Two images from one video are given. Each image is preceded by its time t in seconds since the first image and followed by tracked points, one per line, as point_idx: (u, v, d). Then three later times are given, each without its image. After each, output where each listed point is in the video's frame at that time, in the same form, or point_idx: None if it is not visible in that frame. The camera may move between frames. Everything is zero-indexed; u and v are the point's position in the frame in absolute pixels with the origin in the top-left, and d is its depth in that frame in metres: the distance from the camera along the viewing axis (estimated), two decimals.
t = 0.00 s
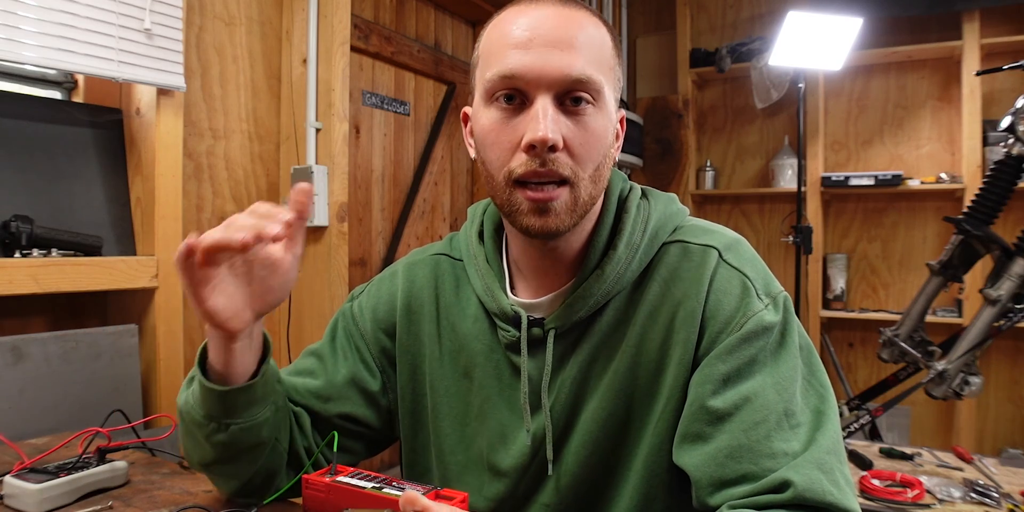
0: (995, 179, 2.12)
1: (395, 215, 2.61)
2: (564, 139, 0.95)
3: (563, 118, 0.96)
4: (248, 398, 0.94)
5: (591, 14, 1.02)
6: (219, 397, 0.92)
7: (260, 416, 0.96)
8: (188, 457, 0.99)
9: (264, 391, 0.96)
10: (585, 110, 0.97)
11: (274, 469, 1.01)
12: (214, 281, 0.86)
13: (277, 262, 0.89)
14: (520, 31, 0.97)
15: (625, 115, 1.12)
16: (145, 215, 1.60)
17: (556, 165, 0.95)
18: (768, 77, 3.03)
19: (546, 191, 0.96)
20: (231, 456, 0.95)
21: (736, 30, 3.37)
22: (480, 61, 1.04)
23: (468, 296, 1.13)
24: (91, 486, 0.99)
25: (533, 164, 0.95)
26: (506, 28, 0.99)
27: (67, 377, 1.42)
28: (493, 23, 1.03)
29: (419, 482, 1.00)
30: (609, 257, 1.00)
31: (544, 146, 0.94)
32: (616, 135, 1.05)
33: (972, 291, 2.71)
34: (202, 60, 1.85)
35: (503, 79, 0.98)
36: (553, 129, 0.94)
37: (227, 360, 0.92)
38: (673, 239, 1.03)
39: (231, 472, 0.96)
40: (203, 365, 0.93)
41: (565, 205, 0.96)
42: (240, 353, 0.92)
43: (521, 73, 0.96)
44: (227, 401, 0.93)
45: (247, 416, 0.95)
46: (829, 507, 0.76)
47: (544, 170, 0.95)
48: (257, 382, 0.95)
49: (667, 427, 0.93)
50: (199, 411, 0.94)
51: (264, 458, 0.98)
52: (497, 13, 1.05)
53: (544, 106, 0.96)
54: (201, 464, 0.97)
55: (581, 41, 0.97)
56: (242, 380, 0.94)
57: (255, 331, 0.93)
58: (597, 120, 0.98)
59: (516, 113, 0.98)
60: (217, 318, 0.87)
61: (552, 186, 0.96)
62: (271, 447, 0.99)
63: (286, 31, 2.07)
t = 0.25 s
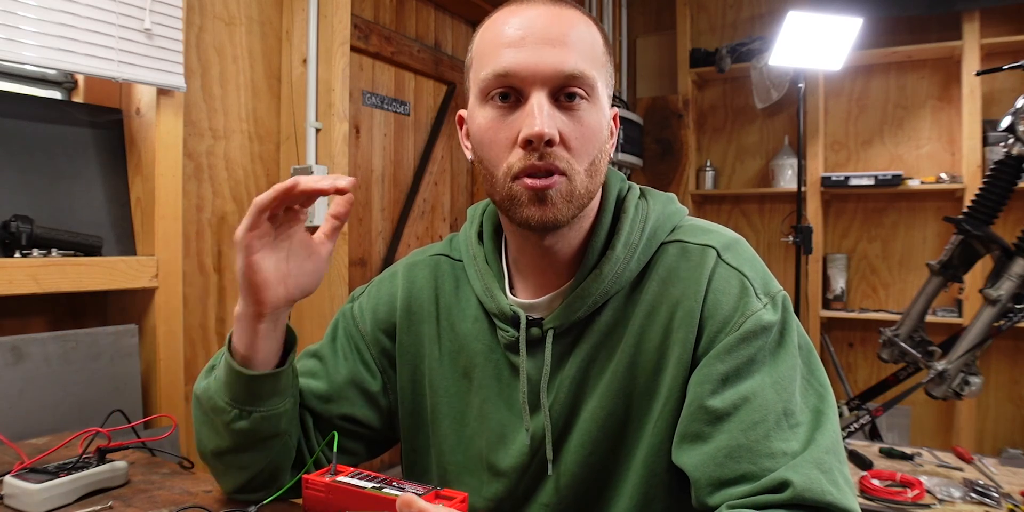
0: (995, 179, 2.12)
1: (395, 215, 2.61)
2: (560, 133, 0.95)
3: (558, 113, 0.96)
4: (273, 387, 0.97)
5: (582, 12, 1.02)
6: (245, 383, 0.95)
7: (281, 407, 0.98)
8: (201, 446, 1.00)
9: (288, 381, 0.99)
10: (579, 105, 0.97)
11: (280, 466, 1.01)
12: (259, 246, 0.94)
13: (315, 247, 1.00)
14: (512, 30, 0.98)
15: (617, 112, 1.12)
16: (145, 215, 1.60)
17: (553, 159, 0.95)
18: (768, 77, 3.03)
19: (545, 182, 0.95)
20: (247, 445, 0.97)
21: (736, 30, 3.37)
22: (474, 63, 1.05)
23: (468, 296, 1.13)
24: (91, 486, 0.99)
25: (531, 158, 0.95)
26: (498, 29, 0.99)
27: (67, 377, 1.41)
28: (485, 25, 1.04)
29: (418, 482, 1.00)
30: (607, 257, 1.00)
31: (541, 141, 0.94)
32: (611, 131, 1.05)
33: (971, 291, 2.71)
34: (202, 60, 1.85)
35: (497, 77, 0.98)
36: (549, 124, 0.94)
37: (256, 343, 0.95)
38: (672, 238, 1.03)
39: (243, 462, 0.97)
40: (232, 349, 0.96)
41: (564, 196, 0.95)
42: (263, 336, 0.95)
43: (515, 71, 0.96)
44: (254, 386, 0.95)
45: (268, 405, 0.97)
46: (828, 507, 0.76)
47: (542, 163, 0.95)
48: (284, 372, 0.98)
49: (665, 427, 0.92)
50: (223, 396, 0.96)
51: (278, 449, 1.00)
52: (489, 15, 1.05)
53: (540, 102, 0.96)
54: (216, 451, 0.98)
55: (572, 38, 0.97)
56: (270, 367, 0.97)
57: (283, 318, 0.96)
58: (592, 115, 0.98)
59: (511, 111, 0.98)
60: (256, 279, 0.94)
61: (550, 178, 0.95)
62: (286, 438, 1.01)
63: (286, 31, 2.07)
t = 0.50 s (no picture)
0: (995, 179, 2.12)
1: (395, 215, 2.61)
2: (563, 138, 0.95)
3: (562, 117, 0.96)
4: (244, 405, 0.94)
5: (589, 14, 1.02)
6: (215, 404, 0.93)
7: (256, 423, 0.96)
8: (184, 462, 0.99)
9: (260, 398, 0.96)
10: (583, 109, 0.97)
11: (269, 474, 1.01)
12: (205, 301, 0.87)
13: (272, 284, 0.89)
14: (518, 31, 0.97)
15: (622, 115, 1.12)
16: (145, 215, 1.60)
17: (555, 164, 0.95)
18: (768, 77, 3.03)
19: (546, 191, 0.96)
20: (227, 461, 0.95)
21: (736, 30, 3.37)
22: (478, 62, 1.04)
23: (466, 296, 1.13)
24: (91, 486, 0.99)
25: (533, 163, 0.95)
26: (504, 28, 0.99)
27: (67, 377, 1.42)
28: (491, 24, 1.04)
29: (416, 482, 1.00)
30: (604, 257, 1.00)
31: (543, 145, 0.94)
32: (613, 135, 1.05)
33: (972, 291, 2.71)
34: (202, 60, 1.85)
35: (502, 78, 0.98)
36: (552, 128, 0.94)
37: (221, 369, 0.92)
38: (668, 239, 1.03)
39: (226, 478, 0.96)
40: (198, 374, 0.94)
41: (565, 203, 0.96)
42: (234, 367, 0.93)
43: (519, 72, 0.96)
44: (224, 407, 0.93)
45: (243, 423, 0.95)
46: (826, 507, 0.76)
47: (543, 169, 0.95)
48: (252, 392, 0.95)
49: (662, 427, 0.92)
50: (194, 418, 0.94)
51: (259, 464, 0.98)
52: (495, 14, 1.05)
53: (543, 105, 0.96)
54: (196, 469, 0.96)
55: (578, 41, 0.97)
56: (235, 390, 0.94)
57: (247, 343, 0.93)
58: (595, 119, 0.98)
59: (515, 113, 0.98)
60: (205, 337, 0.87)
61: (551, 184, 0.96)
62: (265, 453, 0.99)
63: (286, 31, 2.07)
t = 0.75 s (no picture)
0: (994, 179, 2.12)
1: (395, 216, 2.61)
2: (562, 139, 0.95)
3: (561, 119, 0.96)
4: (271, 392, 0.97)
5: (590, 14, 1.02)
6: (244, 388, 0.95)
7: (279, 411, 0.98)
8: (198, 449, 1.00)
9: (286, 386, 0.99)
10: (582, 111, 0.97)
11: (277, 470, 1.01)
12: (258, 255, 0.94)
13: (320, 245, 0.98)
14: (518, 32, 0.97)
15: (623, 116, 1.12)
16: (145, 215, 1.60)
17: (554, 165, 0.95)
18: (768, 77, 3.03)
19: (544, 190, 0.95)
20: (246, 449, 0.97)
21: (736, 30, 3.37)
22: (478, 63, 1.04)
23: (466, 297, 1.13)
24: (91, 486, 0.99)
25: (531, 164, 0.95)
26: (504, 30, 0.99)
27: (67, 377, 1.42)
28: (491, 25, 1.04)
29: (417, 484, 1.00)
30: (606, 259, 1.00)
31: (542, 147, 0.94)
32: (614, 136, 1.05)
33: (972, 291, 2.71)
34: (202, 60, 1.85)
35: (501, 80, 0.98)
36: (551, 130, 0.94)
37: (255, 350, 0.95)
38: (670, 240, 1.03)
39: (242, 466, 0.98)
40: (230, 353, 0.96)
41: (563, 204, 0.96)
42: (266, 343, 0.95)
43: (519, 74, 0.96)
44: (253, 391, 0.95)
45: (266, 409, 0.97)
46: (827, 508, 0.76)
47: (541, 170, 0.95)
48: (282, 378, 0.98)
49: (664, 428, 0.92)
50: (220, 402, 0.96)
51: (277, 453, 1.00)
52: (496, 15, 1.05)
53: (543, 107, 0.96)
54: (211, 456, 0.98)
55: (578, 42, 0.97)
56: (269, 372, 0.97)
57: (282, 325, 0.96)
58: (595, 121, 0.98)
59: (514, 115, 0.98)
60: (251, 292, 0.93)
61: (550, 185, 0.95)
62: (283, 443, 1.00)
63: (286, 31, 2.07)
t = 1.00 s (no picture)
0: (995, 179, 2.12)
1: (395, 215, 2.61)
2: (565, 146, 0.95)
3: (564, 125, 0.96)
4: (245, 409, 0.94)
5: (596, 19, 1.02)
6: (216, 408, 0.92)
7: (258, 426, 0.96)
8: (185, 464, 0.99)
9: (260, 402, 0.96)
10: (586, 116, 0.97)
11: (270, 476, 1.01)
12: (198, 311, 0.84)
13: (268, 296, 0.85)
14: (524, 36, 0.97)
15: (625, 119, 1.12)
16: (145, 215, 1.60)
17: (556, 172, 0.95)
18: (768, 77, 3.03)
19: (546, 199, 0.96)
20: (229, 464, 0.95)
21: (736, 30, 3.37)
22: (482, 65, 1.04)
23: (468, 297, 1.13)
24: (91, 486, 0.99)
25: (533, 170, 0.95)
26: (509, 33, 0.99)
27: (67, 377, 1.41)
28: (496, 27, 1.03)
29: (417, 482, 1.00)
30: (607, 259, 1.00)
31: (545, 153, 0.94)
32: (616, 141, 1.05)
33: (972, 291, 2.71)
34: (202, 60, 1.85)
35: (506, 83, 0.98)
36: (554, 136, 0.94)
37: (223, 373, 0.92)
38: (670, 239, 1.03)
39: (227, 480, 0.96)
40: (200, 378, 0.93)
41: (564, 211, 0.96)
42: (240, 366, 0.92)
43: (524, 79, 0.96)
44: (226, 412, 0.93)
45: (244, 426, 0.95)
46: (827, 506, 0.76)
47: (544, 176, 0.95)
48: (254, 395, 0.95)
49: (664, 426, 0.92)
50: (196, 421, 0.93)
51: (262, 464, 0.98)
52: (500, 16, 1.05)
53: (546, 113, 0.96)
54: (197, 472, 0.96)
55: (584, 48, 0.97)
56: (237, 394, 0.94)
57: (250, 347, 0.92)
58: (598, 127, 0.98)
59: (517, 118, 0.98)
60: (204, 348, 0.86)
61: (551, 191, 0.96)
62: (267, 455, 0.99)
63: (286, 31, 2.07)
